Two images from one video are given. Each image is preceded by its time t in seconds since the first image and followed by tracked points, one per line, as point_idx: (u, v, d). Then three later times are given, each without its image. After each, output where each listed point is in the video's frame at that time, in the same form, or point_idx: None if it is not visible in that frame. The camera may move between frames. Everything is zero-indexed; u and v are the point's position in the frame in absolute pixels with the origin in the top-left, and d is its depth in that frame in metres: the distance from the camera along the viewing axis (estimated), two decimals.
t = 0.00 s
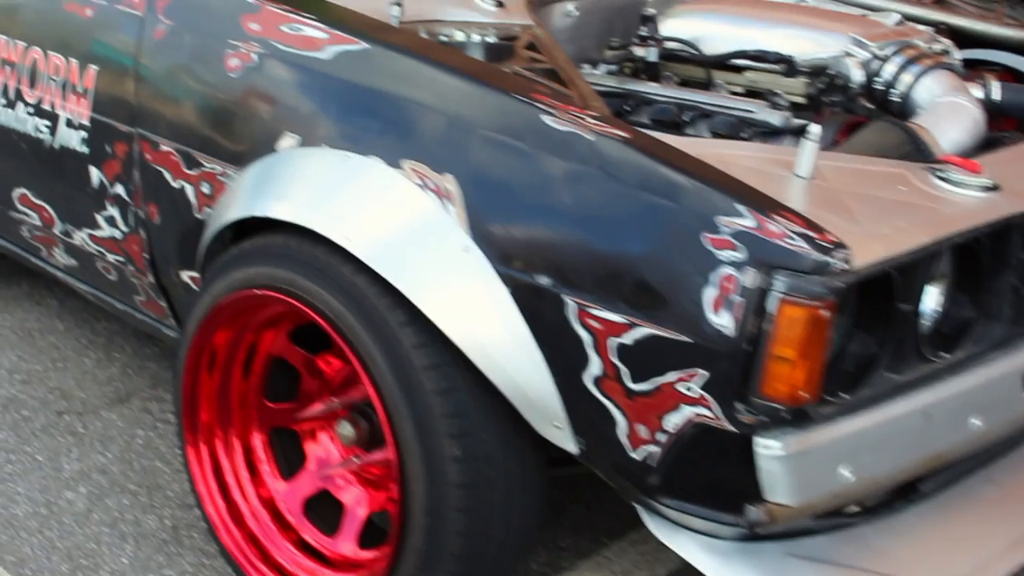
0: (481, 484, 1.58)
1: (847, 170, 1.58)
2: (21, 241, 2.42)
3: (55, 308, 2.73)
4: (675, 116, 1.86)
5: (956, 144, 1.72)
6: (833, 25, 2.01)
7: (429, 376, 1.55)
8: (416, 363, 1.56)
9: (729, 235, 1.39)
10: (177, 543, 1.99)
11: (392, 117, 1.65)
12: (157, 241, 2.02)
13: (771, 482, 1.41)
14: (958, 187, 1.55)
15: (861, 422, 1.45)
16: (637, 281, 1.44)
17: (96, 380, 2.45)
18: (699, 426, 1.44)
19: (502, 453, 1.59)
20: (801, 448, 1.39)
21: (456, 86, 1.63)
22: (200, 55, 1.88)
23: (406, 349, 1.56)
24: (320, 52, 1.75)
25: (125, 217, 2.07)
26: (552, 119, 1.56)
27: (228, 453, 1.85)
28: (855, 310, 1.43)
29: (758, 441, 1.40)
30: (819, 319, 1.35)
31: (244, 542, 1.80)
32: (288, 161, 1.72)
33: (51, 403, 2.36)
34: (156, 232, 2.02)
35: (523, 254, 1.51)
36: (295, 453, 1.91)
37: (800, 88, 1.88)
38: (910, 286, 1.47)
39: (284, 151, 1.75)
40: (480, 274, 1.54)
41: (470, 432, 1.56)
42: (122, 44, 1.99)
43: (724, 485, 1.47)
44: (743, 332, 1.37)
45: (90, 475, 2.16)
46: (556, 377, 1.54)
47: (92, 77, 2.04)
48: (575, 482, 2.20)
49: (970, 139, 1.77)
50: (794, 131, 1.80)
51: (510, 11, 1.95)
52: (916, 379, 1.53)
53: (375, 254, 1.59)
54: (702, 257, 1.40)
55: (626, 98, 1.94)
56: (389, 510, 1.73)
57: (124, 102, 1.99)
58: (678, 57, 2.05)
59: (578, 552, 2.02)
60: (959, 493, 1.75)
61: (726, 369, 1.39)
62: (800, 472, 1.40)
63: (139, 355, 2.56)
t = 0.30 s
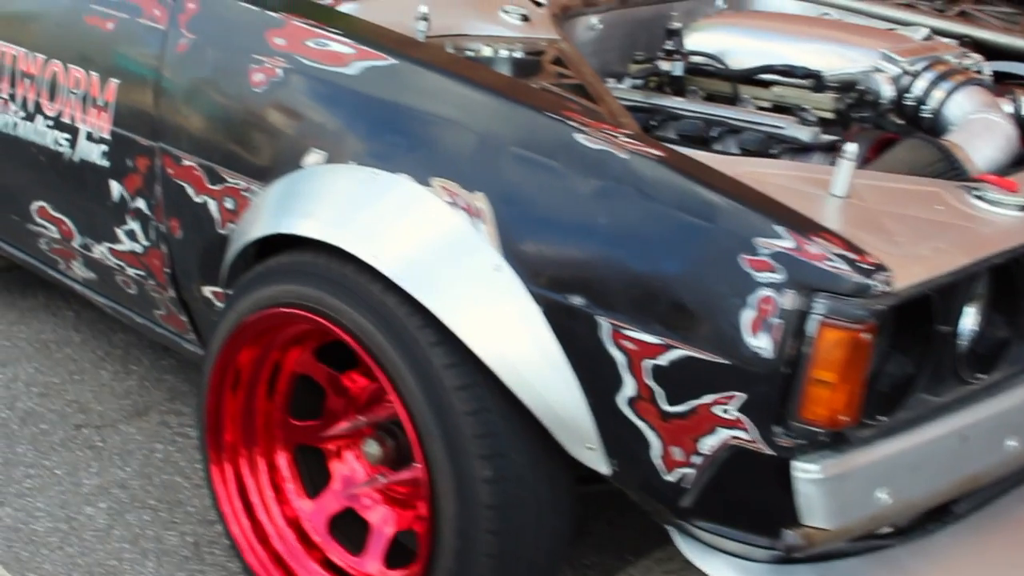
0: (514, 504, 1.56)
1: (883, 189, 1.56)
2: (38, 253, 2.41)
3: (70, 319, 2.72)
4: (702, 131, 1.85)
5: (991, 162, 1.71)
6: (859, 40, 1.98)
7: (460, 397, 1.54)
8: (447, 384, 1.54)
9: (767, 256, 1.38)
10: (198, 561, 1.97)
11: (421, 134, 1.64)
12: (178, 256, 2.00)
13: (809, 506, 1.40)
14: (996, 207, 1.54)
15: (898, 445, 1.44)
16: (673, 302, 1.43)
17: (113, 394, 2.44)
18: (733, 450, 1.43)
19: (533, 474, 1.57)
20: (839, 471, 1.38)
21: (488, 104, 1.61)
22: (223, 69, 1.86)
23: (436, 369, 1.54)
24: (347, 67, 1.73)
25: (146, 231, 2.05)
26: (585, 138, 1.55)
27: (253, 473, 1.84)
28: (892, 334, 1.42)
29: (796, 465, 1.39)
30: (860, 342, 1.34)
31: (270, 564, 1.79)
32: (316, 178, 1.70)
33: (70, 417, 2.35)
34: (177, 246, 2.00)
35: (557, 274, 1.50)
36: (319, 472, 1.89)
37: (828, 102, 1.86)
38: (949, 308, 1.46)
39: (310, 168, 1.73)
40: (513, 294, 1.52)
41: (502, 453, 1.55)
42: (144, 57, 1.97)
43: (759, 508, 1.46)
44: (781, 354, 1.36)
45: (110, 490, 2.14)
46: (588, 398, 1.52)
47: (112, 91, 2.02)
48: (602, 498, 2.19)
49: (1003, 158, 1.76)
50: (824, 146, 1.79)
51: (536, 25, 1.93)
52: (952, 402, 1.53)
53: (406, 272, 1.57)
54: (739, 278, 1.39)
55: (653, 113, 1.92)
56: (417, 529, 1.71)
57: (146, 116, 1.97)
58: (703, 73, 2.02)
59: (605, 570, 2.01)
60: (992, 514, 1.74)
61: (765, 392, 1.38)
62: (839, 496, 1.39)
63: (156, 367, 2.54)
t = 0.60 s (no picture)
0: (551, 529, 1.54)
1: (924, 211, 1.55)
2: (59, 268, 2.40)
3: (89, 333, 2.70)
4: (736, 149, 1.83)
5: None
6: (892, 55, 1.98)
7: (497, 421, 1.51)
8: (484, 408, 1.52)
9: (813, 280, 1.37)
10: None
11: (455, 155, 1.61)
12: (204, 272, 1.98)
13: (852, 535, 1.38)
14: None
15: (943, 473, 1.43)
16: (716, 326, 1.42)
17: (134, 408, 2.41)
18: (775, 479, 1.42)
19: (571, 499, 1.55)
20: (883, 500, 1.37)
21: (526, 123, 1.60)
22: (251, 86, 1.84)
23: (473, 393, 1.52)
24: (379, 85, 1.71)
25: (171, 247, 2.03)
26: (626, 159, 1.53)
27: (282, 496, 1.82)
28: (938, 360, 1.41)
29: (841, 493, 1.37)
30: (909, 369, 1.33)
31: None
32: (348, 197, 1.68)
33: (90, 432, 2.32)
34: (203, 262, 1.97)
35: (597, 297, 1.49)
36: (348, 493, 1.87)
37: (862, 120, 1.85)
38: (997, 333, 1.44)
39: (341, 186, 1.70)
40: (551, 317, 1.50)
41: (540, 478, 1.52)
42: (171, 72, 1.95)
43: (804, 535, 1.44)
44: (828, 381, 1.35)
45: (133, 508, 2.10)
46: (628, 422, 1.50)
47: (138, 106, 2.01)
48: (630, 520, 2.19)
49: None
50: (859, 166, 1.78)
51: (566, 41, 1.91)
52: (997, 429, 1.52)
53: (442, 293, 1.55)
54: (787, 306, 1.37)
55: (685, 130, 1.91)
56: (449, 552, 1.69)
57: (171, 132, 1.95)
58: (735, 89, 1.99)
59: None
60: None
61: (811, 420, 1.36)
62: (883, 525, 1.37)
63: (176, 382, 2.51)
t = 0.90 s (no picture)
0: (579, 548, 1.52)
1: (959, 228, 1.53)
2: (75, 279, 2.38)
3: (104, 342, 2.68)
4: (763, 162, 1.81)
5: None
6: (916, 68, 1.97)
7: (526, 439, 1.50)
8: (512, 425, 1.50)
9: (850, 299, 1.36)
10: None
11: (481, 169, 1.60)
12: (224, 285, 1.96)
13: (886, 557, 1.37)
14: None
15: (977, 494, 1.41)
16: (750, 344, 1.40)
17: (150, 420, 2.39)
18: (806, 500, 1.40)
19: (599, 517, 1.53)
20: (918, 522, 1.36)
21: (555, 137, 1.59)
22: (272, 97, 1.82)
23: (501, 410, 1.50)
24: (404, 97, 1.70)
25: (190, 259, 2.01)
26: (656, 173, 1.53)
27: (304, 512, 1.80)
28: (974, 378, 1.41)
29: (876, 515, 1.36)
30: (947, 390, 1.31)
31: None
32: (372, 211, 1.66)
33: (107, 444, 2.30)
34: (223, 274, 1.95)
35: (627, 315, 1.47)
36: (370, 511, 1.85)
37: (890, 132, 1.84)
38: None
39: (366, 200, 1.68)
40: (580, 333, 1.48)
41: (568, 496, 1.51)
42: (191, 82, 1.93)
43: (836, 556, 1.42)
44: (864, 401, 1.33)
45: (150, 521, 2.08)
46: (657, 441, 1.48)
47: (157, 117, 1.99)
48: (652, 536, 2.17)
49: None
50: (887, 180, 1.76)
51: (590, 52, 1.89)
52: None
53: (469, 309, 1.53)
54: (823, 324, 1.36)
55: (710, 143, 1.90)
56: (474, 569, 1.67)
57: (192, 143, 1.93)
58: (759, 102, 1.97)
59: None
60: None
61: (845, 441, 1.35)
62: (918, 547, 1.36)
63: (192, 393, 2.49)
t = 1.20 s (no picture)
0: (612, 569, 1.50)
1: (1000, 247, 1.51)
2: (94, 291, 2.37)
3: (120, 354, 2.66)
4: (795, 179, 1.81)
5: None
6: (958, 83, 1.92)
7: (560, 458, 1.47)
8: (546, 445, 1.48)
9: (892, 320, 1.34)
10: None
11: (513, 185, 1.58)
12: (247, 298, 1.94)
13: None
14: None
15: (1020, 518, 1.41)
16: (790, 365, 1.38)
17: (168, 432, 2.36)
18: (845, 522, 1.39)
19: (634, 538, 1.51)
20: (961, 545, 1.35)
21: (589, 152, 1.57)
22: (299, 110, 1.80)
23: (535, 430, 1.48)
24: (434, 112, 1.68)
25: (213, 272, 1.99)
26: (693, 191, 1.50)
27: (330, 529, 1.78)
28: None
29: (919, 537, 1.35)
30: (992, 412, 1.30)
31: None
32: (400, 227, 1.64)
33: (126, 457, 2.28)
34: (247, 288, 1.93)
35: (663, 334, 1.45)
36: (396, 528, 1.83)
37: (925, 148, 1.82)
38: None
39: (394, 215, 1.66)
40: (615, 352, 1.47)
41: (603, 517, 1.48)
42: (215, 94, 1.91)
43: None
44: (907, 425, 1.31)
45: (171, 535, 2.05)
46: (692, 463, 1.47)
47: (179, 129, 1.97)
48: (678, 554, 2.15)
49: None
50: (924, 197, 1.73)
51: (620, 66, 1.87)
52: None
53: (501, 327, 1.51)
54: (865, 344, 1.34)
55: (741, 158, 1.89)
56: None
57: (216, 156, 1.91)
58: (789, 116, 1.98)
59: None
60: None
61: (888, 462, 1.32)
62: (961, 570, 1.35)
63: (210, 406, 2.46)
